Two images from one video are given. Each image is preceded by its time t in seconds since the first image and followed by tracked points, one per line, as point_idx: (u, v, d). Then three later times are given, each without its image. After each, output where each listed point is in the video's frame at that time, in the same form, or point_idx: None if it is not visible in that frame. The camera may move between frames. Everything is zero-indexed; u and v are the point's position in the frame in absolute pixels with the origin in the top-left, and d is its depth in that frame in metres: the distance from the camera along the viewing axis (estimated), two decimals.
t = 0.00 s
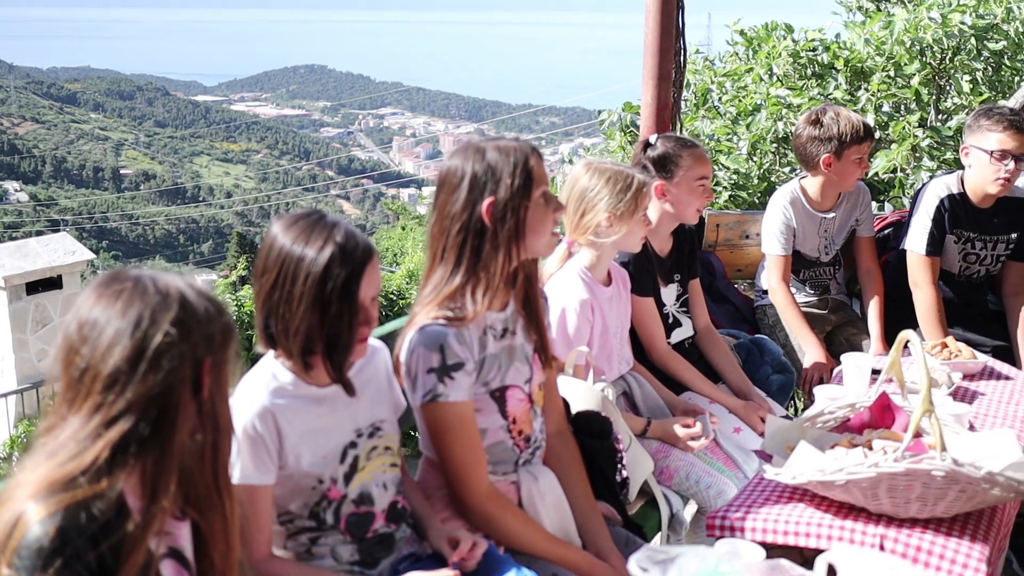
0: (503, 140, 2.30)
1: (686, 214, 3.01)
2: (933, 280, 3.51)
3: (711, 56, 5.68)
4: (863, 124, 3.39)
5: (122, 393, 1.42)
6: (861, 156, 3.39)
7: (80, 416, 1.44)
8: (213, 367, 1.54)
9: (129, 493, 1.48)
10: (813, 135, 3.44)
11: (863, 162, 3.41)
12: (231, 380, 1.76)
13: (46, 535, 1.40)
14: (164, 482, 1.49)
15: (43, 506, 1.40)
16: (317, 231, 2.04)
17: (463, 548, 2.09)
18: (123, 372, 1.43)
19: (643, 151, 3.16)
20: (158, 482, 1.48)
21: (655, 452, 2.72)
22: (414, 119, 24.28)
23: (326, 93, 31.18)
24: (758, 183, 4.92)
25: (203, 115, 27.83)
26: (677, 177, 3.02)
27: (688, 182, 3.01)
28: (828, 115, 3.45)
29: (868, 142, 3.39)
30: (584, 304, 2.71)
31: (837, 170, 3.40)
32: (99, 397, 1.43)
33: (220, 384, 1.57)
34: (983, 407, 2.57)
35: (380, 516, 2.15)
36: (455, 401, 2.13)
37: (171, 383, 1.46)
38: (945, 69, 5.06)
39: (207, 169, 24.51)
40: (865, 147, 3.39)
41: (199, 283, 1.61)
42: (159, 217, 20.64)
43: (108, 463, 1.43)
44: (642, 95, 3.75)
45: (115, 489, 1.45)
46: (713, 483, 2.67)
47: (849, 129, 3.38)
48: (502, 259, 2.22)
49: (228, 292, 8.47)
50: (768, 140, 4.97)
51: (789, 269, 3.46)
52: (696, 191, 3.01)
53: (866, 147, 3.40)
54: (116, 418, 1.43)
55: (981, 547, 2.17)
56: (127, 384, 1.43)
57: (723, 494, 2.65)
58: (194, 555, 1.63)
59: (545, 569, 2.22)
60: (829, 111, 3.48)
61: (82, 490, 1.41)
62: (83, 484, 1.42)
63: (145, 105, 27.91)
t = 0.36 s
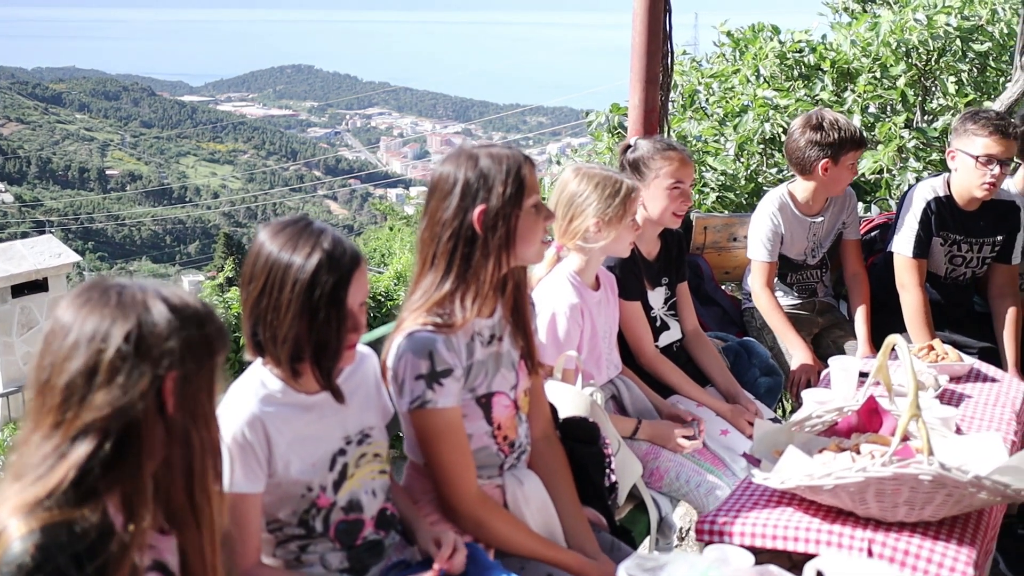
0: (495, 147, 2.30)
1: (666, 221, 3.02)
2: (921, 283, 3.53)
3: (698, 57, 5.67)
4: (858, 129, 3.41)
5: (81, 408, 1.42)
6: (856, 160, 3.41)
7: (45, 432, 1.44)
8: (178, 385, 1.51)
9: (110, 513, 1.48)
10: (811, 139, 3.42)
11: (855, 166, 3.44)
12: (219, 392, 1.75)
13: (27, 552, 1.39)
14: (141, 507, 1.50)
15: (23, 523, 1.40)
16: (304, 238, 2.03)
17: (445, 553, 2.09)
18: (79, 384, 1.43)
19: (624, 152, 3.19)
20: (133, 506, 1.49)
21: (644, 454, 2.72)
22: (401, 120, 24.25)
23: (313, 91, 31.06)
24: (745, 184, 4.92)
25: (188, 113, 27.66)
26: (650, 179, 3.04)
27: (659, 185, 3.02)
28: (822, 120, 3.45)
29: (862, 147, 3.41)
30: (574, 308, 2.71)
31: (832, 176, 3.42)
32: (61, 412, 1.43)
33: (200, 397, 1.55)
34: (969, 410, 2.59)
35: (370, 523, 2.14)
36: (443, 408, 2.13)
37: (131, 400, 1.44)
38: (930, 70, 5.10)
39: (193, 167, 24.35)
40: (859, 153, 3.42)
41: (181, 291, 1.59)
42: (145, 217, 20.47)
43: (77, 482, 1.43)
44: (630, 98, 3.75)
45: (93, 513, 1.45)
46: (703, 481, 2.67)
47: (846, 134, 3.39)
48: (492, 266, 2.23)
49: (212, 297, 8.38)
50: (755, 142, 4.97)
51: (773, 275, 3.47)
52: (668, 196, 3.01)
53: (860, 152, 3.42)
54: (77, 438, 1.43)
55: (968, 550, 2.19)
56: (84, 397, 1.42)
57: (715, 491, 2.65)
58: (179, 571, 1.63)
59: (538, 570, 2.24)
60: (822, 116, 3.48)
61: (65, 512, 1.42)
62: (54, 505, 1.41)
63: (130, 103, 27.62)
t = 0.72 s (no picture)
0: (490, 154, 2.30)
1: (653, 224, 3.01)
2: (910, 285, 3.53)
3: (686, 58, 5.67)
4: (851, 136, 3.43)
5: (53, 413, 1.43)
6: (848, 167, 3.44)
7: (19, 439, 1.46)
8: (150, 394, 1.49)
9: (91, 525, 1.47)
10: (803, 145, 3.42)
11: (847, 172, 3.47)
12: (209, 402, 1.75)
13: (12, 563, 1.40)
14: (118, 516, 1.49)
15: (9, 536, 1.41)
16: (294, 246, 2.02)
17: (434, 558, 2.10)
18: (51, 388, 1.44)
19: (613, 155, 3.19)
20: (111, 517, 1.49)
21: (633, 459, 2.74)
22: (389, 120, 24.21)
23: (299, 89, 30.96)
24: (733, 185, 4.92)
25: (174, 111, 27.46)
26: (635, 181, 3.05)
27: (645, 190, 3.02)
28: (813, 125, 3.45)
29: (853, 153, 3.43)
30: (565, 312, 2.71)
31: (824, 182, 3.44)
32: (35, 418, 1.44)
33: (177, 405, 1.54)
34: (957, 413, 2.61)
35: (360, 529, 2.14)
36: (442, 414, 2.12)
37: (100, 408, 1.44)
38: (917, 71, 5.13)
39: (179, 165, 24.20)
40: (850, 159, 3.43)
41: (161, 296, 1.58)
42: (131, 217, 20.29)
43: (52, 490, 1.43)
44: (618, 101, 3.75)
45: (77, 524, 1.45)
46: (692, 490, 2.69)
47: (840, 141, 3.40)
48: (493, 275, 2.23)
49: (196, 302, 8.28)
50: (743, 143, 4.97)
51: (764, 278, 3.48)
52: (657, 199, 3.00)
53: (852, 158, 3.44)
54: (47, 444, 1.43)
55: (955, 552, 2.20)
56: (55, 401, 1.44)
57: (702, 501, 2.67)
58: None
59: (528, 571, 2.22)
60: (814, 121, 3.48)
61: (49, 524, 1.43)
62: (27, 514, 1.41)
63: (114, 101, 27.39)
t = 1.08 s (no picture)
0: (474, 155, 2.30)
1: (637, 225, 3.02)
2: (885, 288, 3.55)
3: (672, 59, 5.68)
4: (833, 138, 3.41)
5: (30, 408, 1.45)
6: (827, 170, 3.41)
7: None
8: (128, 385, 1.50)
9: (72, 519, 1.48)
10: (786, 145, 3.42)
11: (829, 176, 3.44)
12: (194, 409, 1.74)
13: None
14: (98, 509, 1.50)
15: None
16: (280, 251, 2.01)
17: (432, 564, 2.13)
18: (27, 384, 1.45)
19: (599, 157, 3.20)
20: (92, 511, 1.49)
21: (621, 462, 2.76)
22: (375, 119, 24.16)
23: (285, 88, 30.86)
24: (719, 186, 4.93)
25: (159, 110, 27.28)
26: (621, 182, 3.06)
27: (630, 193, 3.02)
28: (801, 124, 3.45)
29: (835, 156, 3.41)
30: (551, 315, 2.72)
31: (801, 183, 3.44)
32: (13, 415, 1.46)
33: (155, 397, 1.54)
34: (942, 413, 2.63)
35: (348, 534, 2.14)
36: (441, 416, 2.11)
37: (76, 401, 1.45)
38: (901, 73, 5.16)
39: (164, 165, 24.07)
40: (831, 160, 3.41)
41: (135, 293, 1.58)
42: (116, 219, 20.14)
43: (30, 484, 1.45)
44: (605, 103, 3.74)
45: (54, 519, 1.47)
46: (680, 490, 2.68)
47: (822, 142, 3.39)
48: (485, 276, 2.22)
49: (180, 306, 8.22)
50: (729, 143, 4.99)
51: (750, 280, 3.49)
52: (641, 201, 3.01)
53: (833, 161, 3.42)
54: (26, 439, 1.44)
55: (941, 554, 2.21)
56: (31, 396, 1.45)
57: (691, 501, 2.65)
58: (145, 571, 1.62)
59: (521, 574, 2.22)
60: (806, 120, 3.47)
61: (30, 523, 1.45)
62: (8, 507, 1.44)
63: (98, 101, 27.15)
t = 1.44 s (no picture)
0: (451, 159, 2.30)
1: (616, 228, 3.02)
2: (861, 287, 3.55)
3: (655, 59, 5.70)
4: (785, 138, 3.39)
5: (10, 411, 1.45)
6: (773, 169, 3.40)
7: None
8: (107, 388, 1.48)
9: (52, 523, 1.47)
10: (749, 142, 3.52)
11: (782, 176, 3.41)
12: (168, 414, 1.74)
13: None
14: (79, 513, 1.48)
15: None
16: (262, 255, 2.01)
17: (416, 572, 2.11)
18: (7, 387, 1.45)
19: (580, 159, 3.19)
20: (71, 515, 1.47)
21: (603, 464, 2.75)
22: (360, 118, 24.11)
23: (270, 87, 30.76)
24: (701, 186, 4.95)
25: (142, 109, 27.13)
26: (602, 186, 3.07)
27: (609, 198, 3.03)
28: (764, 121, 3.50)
29: (784, 156, 3.39)
30: (533, 318, 2.72)
31: (757, 180, 3.49)
32: None
33: (135, 400, 1.52)
34: (922, 414, 2.64)
35: (330, 538, 2.13)
36: (412, 417, 2.11)
37: (55, 403, 1.44)
38: (882, 73, 5.19)
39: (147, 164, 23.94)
40: (782, 159, 3.39)
41: (116, 298, 1.57)
42: (98, 219, 20.00)
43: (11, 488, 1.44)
44: (586, 105, 3.75)
45: (35, 523, 1.46)
46: (664, 489, 2.69)
47: (771, 141, 3.41)
48: (455, 279, 2.22)
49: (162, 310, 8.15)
50: (711, 144, 5.00)
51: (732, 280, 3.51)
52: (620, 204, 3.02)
53: (782, 161, 3.39)
54: (6, 443, 1.44)
55: (921, 553, 2.23)
56: (12, 398, 1.45)
57: (676, 498, 2.67)
58: None
59: None
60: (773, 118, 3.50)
61: (10, 527, 1.45)
62: None
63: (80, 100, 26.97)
